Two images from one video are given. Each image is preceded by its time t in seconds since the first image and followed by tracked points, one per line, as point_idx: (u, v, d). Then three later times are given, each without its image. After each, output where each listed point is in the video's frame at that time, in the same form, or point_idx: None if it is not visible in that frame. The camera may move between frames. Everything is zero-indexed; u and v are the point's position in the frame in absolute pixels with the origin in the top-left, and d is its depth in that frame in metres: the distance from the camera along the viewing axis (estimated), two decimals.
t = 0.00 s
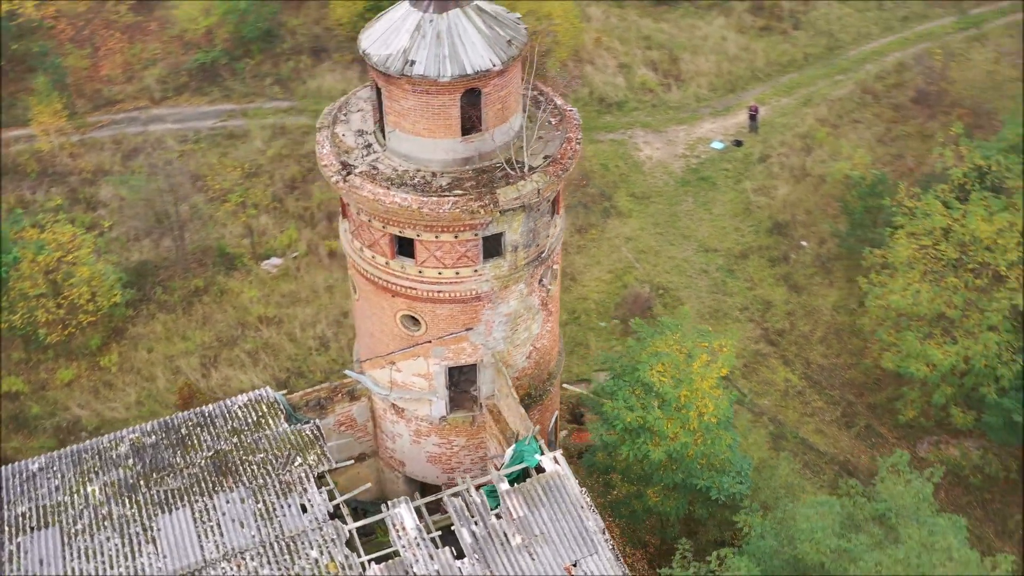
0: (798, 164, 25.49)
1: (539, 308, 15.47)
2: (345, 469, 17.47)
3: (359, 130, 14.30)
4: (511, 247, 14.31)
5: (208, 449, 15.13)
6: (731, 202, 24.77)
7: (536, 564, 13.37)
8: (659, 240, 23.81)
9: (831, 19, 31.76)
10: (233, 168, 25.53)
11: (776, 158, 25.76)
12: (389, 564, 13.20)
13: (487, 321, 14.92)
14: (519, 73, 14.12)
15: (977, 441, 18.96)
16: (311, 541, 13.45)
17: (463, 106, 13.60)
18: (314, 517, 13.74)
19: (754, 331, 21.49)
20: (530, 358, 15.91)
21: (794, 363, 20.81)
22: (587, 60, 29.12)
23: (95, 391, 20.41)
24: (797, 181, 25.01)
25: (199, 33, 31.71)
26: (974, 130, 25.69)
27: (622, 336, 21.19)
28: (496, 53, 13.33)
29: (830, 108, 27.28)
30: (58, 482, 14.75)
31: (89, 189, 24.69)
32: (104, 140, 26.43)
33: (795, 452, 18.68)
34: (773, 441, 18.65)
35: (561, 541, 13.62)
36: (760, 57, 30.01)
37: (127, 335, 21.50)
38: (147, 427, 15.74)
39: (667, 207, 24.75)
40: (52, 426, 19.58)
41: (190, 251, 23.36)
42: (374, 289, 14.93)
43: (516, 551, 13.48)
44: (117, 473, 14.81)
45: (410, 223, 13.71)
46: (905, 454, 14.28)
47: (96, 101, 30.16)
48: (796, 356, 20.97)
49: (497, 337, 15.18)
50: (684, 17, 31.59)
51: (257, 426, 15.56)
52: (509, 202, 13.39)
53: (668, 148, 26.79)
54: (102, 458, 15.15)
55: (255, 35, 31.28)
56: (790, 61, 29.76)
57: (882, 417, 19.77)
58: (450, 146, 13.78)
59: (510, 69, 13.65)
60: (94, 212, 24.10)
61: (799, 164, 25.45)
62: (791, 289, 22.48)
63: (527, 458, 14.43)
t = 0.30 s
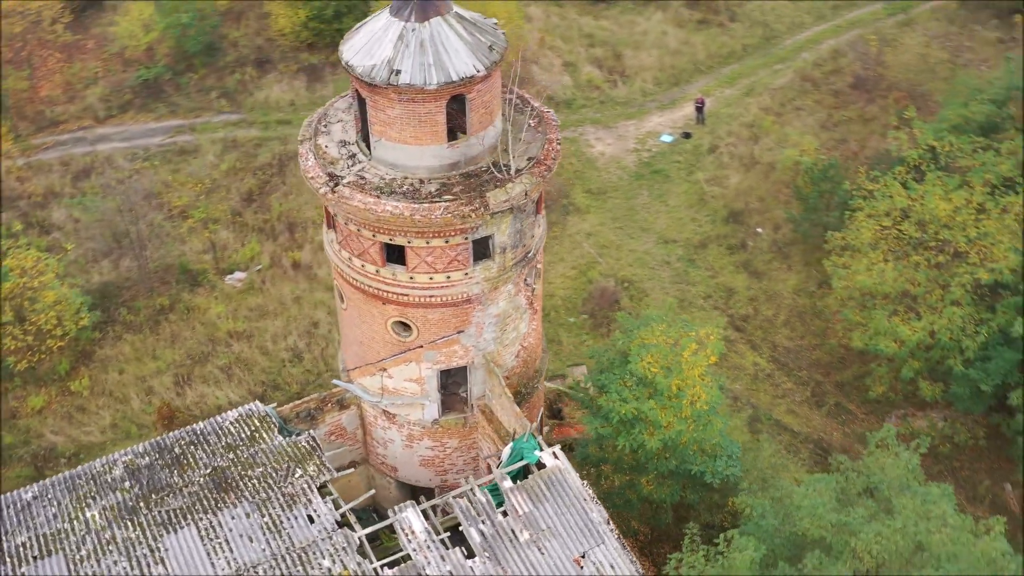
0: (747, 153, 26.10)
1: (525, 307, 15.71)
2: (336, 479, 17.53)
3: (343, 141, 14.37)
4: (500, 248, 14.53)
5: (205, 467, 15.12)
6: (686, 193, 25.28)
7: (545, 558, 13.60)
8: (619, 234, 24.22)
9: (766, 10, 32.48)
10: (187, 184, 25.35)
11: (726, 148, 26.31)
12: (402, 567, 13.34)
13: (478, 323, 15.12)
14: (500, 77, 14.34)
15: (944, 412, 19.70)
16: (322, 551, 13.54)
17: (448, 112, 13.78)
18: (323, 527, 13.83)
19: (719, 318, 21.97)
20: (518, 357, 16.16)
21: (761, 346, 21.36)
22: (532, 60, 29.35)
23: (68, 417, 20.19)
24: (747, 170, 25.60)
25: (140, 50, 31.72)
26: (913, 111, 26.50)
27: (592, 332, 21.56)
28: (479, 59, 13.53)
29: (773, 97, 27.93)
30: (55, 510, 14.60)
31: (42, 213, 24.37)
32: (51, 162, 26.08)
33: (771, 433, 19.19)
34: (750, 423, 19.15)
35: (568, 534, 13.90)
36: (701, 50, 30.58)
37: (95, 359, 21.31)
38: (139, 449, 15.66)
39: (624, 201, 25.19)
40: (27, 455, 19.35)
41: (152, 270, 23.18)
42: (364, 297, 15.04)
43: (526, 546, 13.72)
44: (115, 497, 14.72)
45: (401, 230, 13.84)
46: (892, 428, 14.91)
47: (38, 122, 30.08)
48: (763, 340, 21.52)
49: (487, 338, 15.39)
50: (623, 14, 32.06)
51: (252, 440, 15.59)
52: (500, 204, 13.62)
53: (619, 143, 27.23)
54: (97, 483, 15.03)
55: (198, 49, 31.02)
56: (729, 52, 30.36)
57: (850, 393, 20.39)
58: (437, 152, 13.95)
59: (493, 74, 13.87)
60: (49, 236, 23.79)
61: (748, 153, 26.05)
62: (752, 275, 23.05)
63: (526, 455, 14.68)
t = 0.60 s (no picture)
0: (712, 142, 26.61)
1: (526, 302, 15.96)
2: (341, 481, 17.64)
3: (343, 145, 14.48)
4: (503, 245, 14.75)
5: (217, 475, 15.16)
6: (656, 183, 25.72)
7: (565, 546, 13.87)
8: (594, 226, 24.57)
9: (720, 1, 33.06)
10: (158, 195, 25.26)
11: (691, 138, 26.81)
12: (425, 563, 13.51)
13: (482, 319, 15.34)
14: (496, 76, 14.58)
15: (923, 386, 20.38)
16: (345, 552, 13.68)
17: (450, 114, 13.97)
18: (344, 528, 13.97)
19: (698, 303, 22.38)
20: (519, 351, 16.40)
21: (741, 330, 21.84)
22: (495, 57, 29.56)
23: (57, 434, 20.08)
24: (714, 159, 26.13)
25: (100, 61, 31.50)
26: (869, 95, 27.21)
27: (576, 324, 21.86)
28: (478, 60, 13.74)
29: (733, 85, 28.48)
30: (69, 526, 14.54)
31: (13, 229, 24.15)
32: (18, 178, 25.86)
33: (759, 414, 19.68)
34: (739, 406, 19.63)
35: (585, 522, 14.19)
36: (659, 41, 31.04)
37: (81, 374, 21.20)
38: (147, 461, 15.64)
39: (596, 193, 25.54)
40: (20, 474, 19.23)
41: (130, 282, 23.07)
42: (368, 299, 15.17)
43: (545, 536, 13.97)
44: (129, 510, 14.71)
45: (407, 231, 13.98)
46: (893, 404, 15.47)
47: None
48: (743, 324, 21.99)
49: (491, 334, 15.61)
50: (580, 9, 32.43)
51: (261, 447, 15.66)
52: (505, 202, 13.84)
53: (586, 136, 27.57)
54: (109, 497, 14.99)
55: (158, 58, 31.05)
56: (687, 43, 30.84)
57: (831, 372, 20.97)
58: (439, 153, 14.13)
59: (492, 74, 14.10)
60: (22, 252, 23.57)
61: (713, 142, 26.58)
62: (726, 261, 23.55)
63: (537, 447, 14.94)
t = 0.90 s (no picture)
0: (672, 132, 27.10)
1: (521, 296, 16.23)
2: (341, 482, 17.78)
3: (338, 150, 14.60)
4: (500, 242, 15.00)
5: (225, 485, 15.19)
6: (620, 174, 26.14)
7: (578, 533, 14.18)
8: (563, 220, 24.91)
9: None
10: (127, 208, 25.51)
11: (652, 129, 27.28)
12: (444, 558, 13.70)
13: (480, 316, 15.57)
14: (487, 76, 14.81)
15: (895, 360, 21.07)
16: (365, 552, 13.84)
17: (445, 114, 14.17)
18: (360, 529, 14.13)
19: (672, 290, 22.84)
20: (515, 346, 16.68)
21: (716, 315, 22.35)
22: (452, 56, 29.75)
23: (43, 453, 19.92)
24: (676, 148, 26.62)
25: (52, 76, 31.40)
26: (821, 80, 27.91)
27: (554, 317, 22.19)
28: (472, 61, 13.95)
29: (688, 76, 29.01)
30: (79, 544, 14.45)
31: None
32: None
33: (740, 396, 20.19)
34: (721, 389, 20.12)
35: (595, 508, 14.52)
36: (613, 35, 31.48)
37: (61, 392, 21.02)
38: (151, 474, 15.60)
39: (562, 187, 25.89)
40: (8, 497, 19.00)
41: (104, 297, 23.00)
42: (368, 301, 15.31)
43: (558, 524, 14.26)
44: (139, 524, 14.67)
45: (408, 232, 14.14)
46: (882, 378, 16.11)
47: None
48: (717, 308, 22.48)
49: (489, 330, 15.86)
50: (532, 6, 32.77)
51: (266, 454, 15.72)
52: (503, 199, 14.09)
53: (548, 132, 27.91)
54: (116, 512, 14.93)
55: (113, 70, 31.25)
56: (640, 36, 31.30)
57: (806, 351, 21.56)
58: (436, 153, 14.33)
59: (484, 74, 14.34)
60: None
61: (673, 132, 27.07)
62: (695, 248, 24.04)
63: (543, 438, 15.22)
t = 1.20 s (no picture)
0: (627, 123, 27.59)
1: (510, 291, 16.52)
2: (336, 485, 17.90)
3: (327, 155, 14.71)
4: (492, 238, 15.26)
5: (230, 494, 15.21)
6: (579, 167, 26.51)
7: (586, 519, 14.51)
8: (528, 214, 25.19)
9: None
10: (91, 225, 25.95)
11: (607, 122, 27.74)
12: (458, 551, 13.89)
13: (474, 312, 15.82)
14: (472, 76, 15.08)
15: (861, 335, 21.75)
16: (379, 550, 14.01)
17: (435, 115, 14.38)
18: (372, 528, 14.29)
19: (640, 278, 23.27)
20: (505, 340, 16.97)
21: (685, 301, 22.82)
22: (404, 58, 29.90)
23: (26, 476, 19.73)
24: (632, 139, 27.12)
25: (1, 94, 31.65)
26: (767, 67, 28.60)
27: (527, 311, 22.47)
28: (460, 62, 14.19)
29: (637, 68, 29.55)
30: (87, 562, 14.32)
31: None
32: None
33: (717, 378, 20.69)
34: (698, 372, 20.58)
35: (600, 494, 14.87)
36: (561, 30, 31.86)
37: (38, 413, 20.97)
38: (152, 489, 15.54)
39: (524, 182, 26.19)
40: None
41: (74, 314, 23.15)
42: (362, 304, 15.43)
43: (566, 512, 14.57)
44: (147, 538, 14.60)
45: (403, 233, 14.30)
46: (867, 351, 16.79)
47: None
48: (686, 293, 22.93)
49: (482, 326, 16.12)
50: (478, 5, 33.10)
51: (267, 461, 15.78)
52: (497, 196, 14.35)
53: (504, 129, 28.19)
54: (121, 528, 14.84)
55: (62, 85, 31.66)
56: (588, 30, 31.75)
57: (775, 330, 22.13)
58: (428, 154, 14.54)
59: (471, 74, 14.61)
60: None
61: (628, 123, 27.57)
62: (659, 237, 24.52)
63: (542, 428, 15.54)
